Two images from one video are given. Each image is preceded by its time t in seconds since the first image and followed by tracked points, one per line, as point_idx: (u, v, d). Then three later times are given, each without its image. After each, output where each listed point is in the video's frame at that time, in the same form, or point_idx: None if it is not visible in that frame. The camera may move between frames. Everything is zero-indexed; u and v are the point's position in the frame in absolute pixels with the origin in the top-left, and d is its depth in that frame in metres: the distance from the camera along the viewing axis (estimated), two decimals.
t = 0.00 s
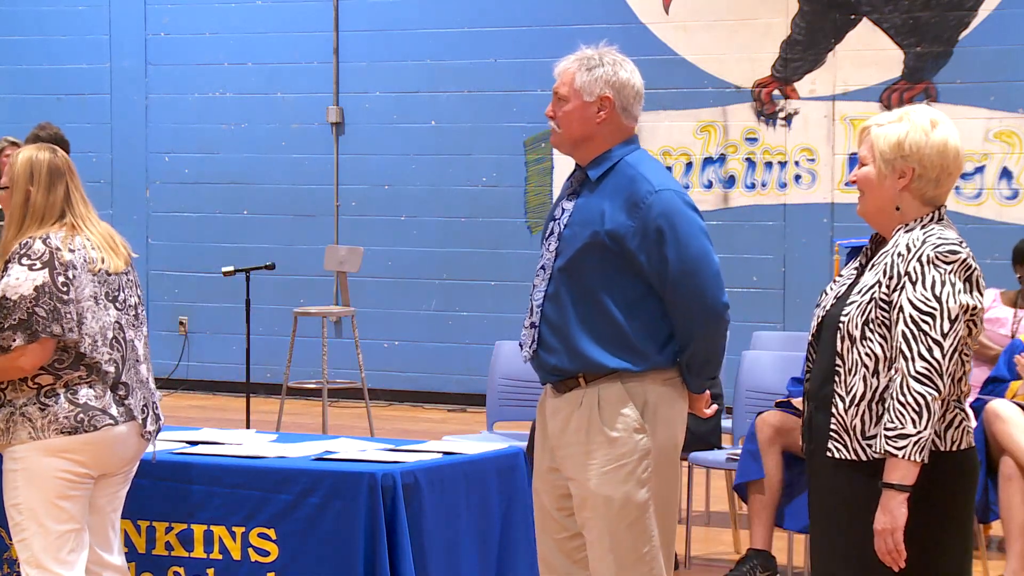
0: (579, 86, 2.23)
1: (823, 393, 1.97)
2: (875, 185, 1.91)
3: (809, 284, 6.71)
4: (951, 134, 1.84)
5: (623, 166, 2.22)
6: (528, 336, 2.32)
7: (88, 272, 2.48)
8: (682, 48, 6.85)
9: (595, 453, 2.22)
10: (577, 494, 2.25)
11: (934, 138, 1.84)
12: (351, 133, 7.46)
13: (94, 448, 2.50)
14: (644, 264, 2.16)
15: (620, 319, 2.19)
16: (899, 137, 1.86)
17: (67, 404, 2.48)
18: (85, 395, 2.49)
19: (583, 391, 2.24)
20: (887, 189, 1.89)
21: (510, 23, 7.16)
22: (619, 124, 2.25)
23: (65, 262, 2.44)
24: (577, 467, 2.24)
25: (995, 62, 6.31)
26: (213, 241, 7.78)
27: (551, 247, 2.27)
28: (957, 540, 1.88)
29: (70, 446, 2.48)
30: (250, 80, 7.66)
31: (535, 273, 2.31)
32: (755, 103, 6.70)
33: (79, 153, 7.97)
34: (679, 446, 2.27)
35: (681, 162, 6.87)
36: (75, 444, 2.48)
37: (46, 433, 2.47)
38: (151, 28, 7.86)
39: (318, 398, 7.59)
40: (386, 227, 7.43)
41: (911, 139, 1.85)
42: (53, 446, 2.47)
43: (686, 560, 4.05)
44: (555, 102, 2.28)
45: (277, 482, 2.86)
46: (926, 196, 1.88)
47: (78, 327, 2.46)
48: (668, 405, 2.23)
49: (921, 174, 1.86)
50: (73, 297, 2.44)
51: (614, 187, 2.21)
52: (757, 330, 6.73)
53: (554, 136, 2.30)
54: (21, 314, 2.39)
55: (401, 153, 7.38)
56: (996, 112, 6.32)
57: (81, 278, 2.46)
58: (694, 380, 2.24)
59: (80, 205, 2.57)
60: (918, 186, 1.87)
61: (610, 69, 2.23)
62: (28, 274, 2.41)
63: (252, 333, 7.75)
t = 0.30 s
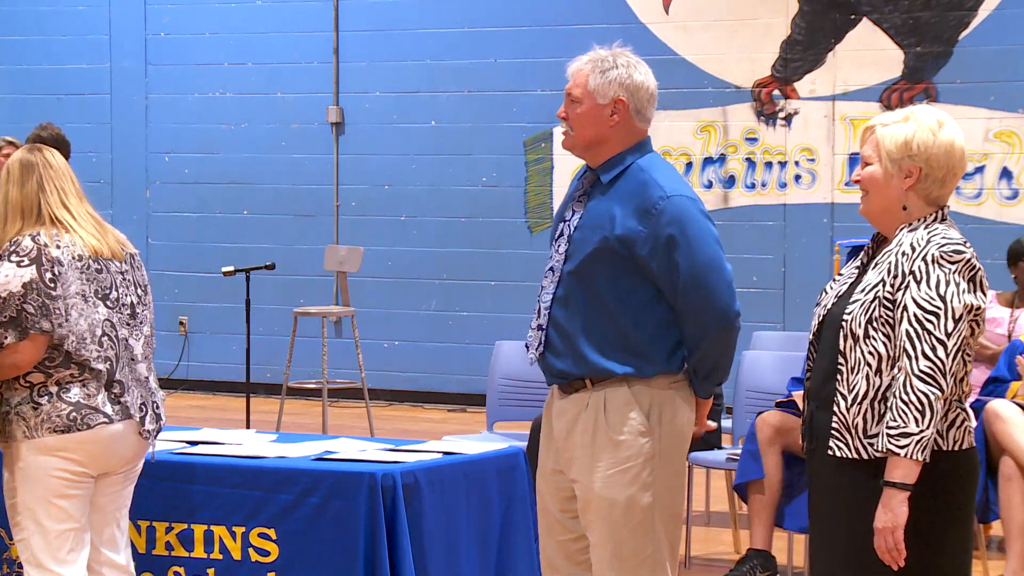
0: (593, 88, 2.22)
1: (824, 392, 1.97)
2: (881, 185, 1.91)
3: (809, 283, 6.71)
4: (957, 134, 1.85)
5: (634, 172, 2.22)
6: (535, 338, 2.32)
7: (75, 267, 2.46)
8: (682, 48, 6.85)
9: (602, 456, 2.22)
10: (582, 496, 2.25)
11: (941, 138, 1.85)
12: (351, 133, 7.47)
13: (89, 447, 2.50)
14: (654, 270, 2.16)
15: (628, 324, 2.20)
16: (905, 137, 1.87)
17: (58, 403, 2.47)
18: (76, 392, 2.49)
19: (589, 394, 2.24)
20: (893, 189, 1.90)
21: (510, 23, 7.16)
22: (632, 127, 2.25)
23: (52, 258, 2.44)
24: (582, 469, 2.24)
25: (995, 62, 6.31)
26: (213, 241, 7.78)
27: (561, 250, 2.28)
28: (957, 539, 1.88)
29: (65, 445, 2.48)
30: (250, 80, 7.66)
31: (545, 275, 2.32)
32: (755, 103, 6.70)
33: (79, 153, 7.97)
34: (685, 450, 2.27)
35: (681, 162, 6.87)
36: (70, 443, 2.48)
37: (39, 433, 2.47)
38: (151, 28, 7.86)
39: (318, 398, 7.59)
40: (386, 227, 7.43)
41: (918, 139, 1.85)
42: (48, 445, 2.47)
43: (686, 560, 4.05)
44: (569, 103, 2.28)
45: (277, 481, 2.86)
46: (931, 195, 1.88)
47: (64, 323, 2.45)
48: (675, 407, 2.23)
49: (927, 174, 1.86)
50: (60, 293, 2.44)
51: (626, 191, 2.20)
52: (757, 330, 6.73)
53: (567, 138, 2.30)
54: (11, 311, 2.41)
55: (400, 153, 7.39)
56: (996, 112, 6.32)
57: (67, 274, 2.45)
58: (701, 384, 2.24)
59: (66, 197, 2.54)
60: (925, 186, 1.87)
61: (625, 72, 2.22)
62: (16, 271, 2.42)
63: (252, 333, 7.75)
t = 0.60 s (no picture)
0: (572, 96, 2.22)
1: (825, 393, 1.97)
2: (881, 184, 1.91)
3: (809, 284, 6.70)
4: (956, 134, 1.85)
5: (618, 178, 2.22)
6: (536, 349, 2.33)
7: (67, 259, 2.45)
8: (682, 48, 6.85)
9: (606, 458, 2.23)
10: (585, 498, 2.26)
11: (940, 138, 1.85)
12: (351, 133, 7.47)
13: (87, 444, 2.50)
14: (643, 276, 2.16)
15: (622, 330, 2.20)
16: (905, 137, 1.87)
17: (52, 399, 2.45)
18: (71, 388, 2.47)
19: (594, 398, 2.26)
20: (893, 189, 1.90)
21: (510, 22, 7.17)
22: (615, 131, 2.25)
23: (43, 250, 2.42)
24: (586, 470, 2.25)
25: (995, 62, 6.31)
26: (213, 241, 7.78)
27: (552, 260, 2.29)
28: (960, 538, 1.89)
29: (64, 443, 2.48)
30: (250, 80, 7.66)
31: (540, 286, 2.33)
32: (755, 103, 6.70)
33: (79, 153, 7.97)
34: (690, 451, 2.27)
35: (681, 162, 6.87)
36: (68, 441, 2.48)
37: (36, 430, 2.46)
38: (151, 28, 7.86)
39: (318, 398, 7.59)
40: (386, 227, 7.43)
41: (917, 139, 1.85)
42: (54, 445, 2.48)
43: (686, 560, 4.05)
44: (549, 112, 2.27)
45: (277, 482, 2.86)
46: (931, 195, 1.88)
47: (54, 314, 2.46)
48: (679, 407, 2.24)
49: (927, 173, 1.86)
50: (50, 284, 2.44)
51: (613, 197, 2.20)
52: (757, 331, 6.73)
53: (550, 147, 2.29)
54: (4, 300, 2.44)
55: (400, 153, 7.39)
56: (996, 112, 6.32)
57: (59, 265, 2.44)
58: (703, 385, 2.23)
59: (61, 195, 2.54)
60: (924, 185, 1.87)
61: (603, 77, 2.22)
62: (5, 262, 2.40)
63: (252, 333, 7.75)
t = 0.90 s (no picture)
0: (514, 104, 2.23)
1: (822, 392, 1.97)
2: (879, 184, 1.90)
3: (809, 284, 6.70)
4: (955, 133, 1.85)
5: (578, 172, 2.26)
6: (527, 362, 2.31)
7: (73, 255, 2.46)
8: (682, 48, 6.85)
9: (609, 460, 2.25)
10: (589, 501, 2.28)
11: (938, 137, 1.85)
12: (351, 133, 7.47)
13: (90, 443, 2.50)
14: (630, 262, 2.21)
15: (617, 324, 2.23)
16: (903, 137, 1.87)
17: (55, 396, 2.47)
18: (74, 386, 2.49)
19: (592, 400, 2.26)
20: (891, 189, 1.89)
21: (511, 23, 7.17)
22: (561, 134, 2.27)
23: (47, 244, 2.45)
24: (589, 474, 2.27)
25: (995, 62, 6.31)
26: (213, 241, 7.78)
27: (527, 269, 2.28)
28: (957, 542, 1.88)
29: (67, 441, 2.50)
30: (250, 80, 7.66)
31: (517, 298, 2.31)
32: (755, 102, 6.70)
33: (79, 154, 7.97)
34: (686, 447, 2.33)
35: (681, 162, 6.87)
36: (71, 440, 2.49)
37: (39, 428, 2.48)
38: (151, 28, 7.86)
39: (318, 398, 7.59)
40: (386, 227, 7.43)
41: (915, 138, 1.85)
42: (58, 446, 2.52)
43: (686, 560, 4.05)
44: (491, 124, 2.27)
45: (276, 481, 2.86)
46: (929, 195, 1.88)
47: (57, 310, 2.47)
48: (676, 401, 2.29)
49: (925, 173, 1.86)
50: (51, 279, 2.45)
51: (578, 193, 2.24)
52: (757, 331, 6.73)
53: (498, 158, 2.30)
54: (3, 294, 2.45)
55: (400, 153, 7.39)
56: (996, 112, 6.32)
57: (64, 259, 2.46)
58: (696, 366, 2.30)
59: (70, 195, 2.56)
60: (923, 185, 1.87)
61: (542, 81, 2.25)
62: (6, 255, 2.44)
63: (252, 333, 7.75)
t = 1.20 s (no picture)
0: (482, 115, 2.28)
1: (823, 393, 1.97)
2: (880, 184, 1.90)
3: (809, 284, 6.70)
4: (955, 133, 1.85)
5: (554, 176, 2.30)
6: (516, 371, 2.35)
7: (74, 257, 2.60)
8: (682, 48, 6.85)
9: (609, 456, 2.27)
10: (585, 492, 2.30)
11: (939, 137, 1.85)
12: (351, 133, 7.47)
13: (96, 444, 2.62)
14: (620, 259, 2.24)
15: (611, 322, 2.26)
16: (904, 137, 1.87)
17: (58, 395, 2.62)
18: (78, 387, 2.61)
19: (592, 401, 2.29)
20: (892, 189, 1.89)
21: (512, 23, 7.17)
22: (530, 141, 2.31)
23: (50, 245, 2.60)
24: (590, 471, 2.28)
25: (995, 62, 6.31)
26: (212, 241, 7.78)
27: (511, 278, 2.32)
28: (959, 540, 1.89)
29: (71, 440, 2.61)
30: (250, 80, 7.66)
31: (502, 308, 2.34)
32: (755, 103, 6.70)
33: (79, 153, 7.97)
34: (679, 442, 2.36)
35: (681, 162, 6.87)
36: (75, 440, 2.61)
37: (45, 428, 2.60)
38: (151, 28, 7.86)
39: (318, 398, 7.59)
40: (386, 227, 7.43)
41: (916, 139, 1.85)
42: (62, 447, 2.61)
43: (686, 560, 4.05)
44: (460, 137, 2.32)
45: (276, 481, 2.86)
46: (930, 195, 1.89)
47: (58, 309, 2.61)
48: (671, 393, 2.33)
49: (926, 174, 1.86)
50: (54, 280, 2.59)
51: (559, 198, 2.28)
52: (757, 331, 6.73)
53: (467, 170, 2.33)
54: (7, 294, 2.57)
55: (399, 153, 7.39)
56: (996, 112, 6.32)
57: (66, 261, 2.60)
58: (685, 358, 2.35)
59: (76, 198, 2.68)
60: (923, 185, 1.87)
61: (508, 90, 2.30)
62: (14, 256, 2.60)
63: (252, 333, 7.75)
